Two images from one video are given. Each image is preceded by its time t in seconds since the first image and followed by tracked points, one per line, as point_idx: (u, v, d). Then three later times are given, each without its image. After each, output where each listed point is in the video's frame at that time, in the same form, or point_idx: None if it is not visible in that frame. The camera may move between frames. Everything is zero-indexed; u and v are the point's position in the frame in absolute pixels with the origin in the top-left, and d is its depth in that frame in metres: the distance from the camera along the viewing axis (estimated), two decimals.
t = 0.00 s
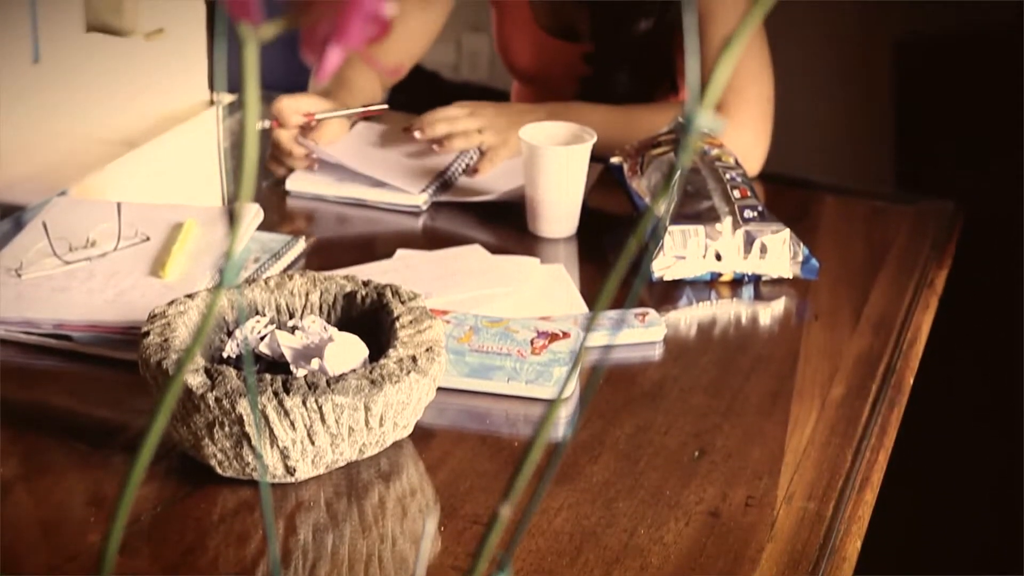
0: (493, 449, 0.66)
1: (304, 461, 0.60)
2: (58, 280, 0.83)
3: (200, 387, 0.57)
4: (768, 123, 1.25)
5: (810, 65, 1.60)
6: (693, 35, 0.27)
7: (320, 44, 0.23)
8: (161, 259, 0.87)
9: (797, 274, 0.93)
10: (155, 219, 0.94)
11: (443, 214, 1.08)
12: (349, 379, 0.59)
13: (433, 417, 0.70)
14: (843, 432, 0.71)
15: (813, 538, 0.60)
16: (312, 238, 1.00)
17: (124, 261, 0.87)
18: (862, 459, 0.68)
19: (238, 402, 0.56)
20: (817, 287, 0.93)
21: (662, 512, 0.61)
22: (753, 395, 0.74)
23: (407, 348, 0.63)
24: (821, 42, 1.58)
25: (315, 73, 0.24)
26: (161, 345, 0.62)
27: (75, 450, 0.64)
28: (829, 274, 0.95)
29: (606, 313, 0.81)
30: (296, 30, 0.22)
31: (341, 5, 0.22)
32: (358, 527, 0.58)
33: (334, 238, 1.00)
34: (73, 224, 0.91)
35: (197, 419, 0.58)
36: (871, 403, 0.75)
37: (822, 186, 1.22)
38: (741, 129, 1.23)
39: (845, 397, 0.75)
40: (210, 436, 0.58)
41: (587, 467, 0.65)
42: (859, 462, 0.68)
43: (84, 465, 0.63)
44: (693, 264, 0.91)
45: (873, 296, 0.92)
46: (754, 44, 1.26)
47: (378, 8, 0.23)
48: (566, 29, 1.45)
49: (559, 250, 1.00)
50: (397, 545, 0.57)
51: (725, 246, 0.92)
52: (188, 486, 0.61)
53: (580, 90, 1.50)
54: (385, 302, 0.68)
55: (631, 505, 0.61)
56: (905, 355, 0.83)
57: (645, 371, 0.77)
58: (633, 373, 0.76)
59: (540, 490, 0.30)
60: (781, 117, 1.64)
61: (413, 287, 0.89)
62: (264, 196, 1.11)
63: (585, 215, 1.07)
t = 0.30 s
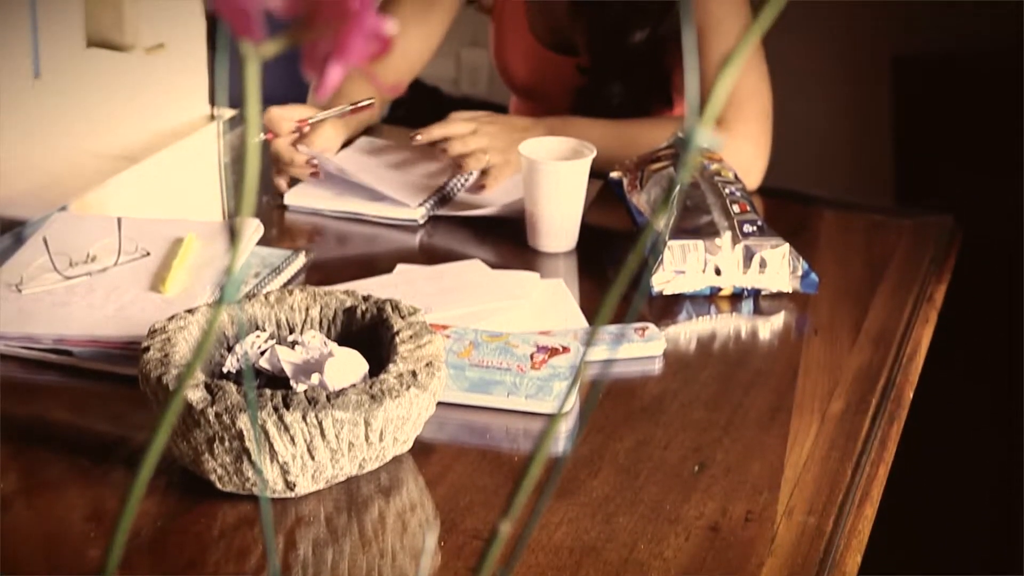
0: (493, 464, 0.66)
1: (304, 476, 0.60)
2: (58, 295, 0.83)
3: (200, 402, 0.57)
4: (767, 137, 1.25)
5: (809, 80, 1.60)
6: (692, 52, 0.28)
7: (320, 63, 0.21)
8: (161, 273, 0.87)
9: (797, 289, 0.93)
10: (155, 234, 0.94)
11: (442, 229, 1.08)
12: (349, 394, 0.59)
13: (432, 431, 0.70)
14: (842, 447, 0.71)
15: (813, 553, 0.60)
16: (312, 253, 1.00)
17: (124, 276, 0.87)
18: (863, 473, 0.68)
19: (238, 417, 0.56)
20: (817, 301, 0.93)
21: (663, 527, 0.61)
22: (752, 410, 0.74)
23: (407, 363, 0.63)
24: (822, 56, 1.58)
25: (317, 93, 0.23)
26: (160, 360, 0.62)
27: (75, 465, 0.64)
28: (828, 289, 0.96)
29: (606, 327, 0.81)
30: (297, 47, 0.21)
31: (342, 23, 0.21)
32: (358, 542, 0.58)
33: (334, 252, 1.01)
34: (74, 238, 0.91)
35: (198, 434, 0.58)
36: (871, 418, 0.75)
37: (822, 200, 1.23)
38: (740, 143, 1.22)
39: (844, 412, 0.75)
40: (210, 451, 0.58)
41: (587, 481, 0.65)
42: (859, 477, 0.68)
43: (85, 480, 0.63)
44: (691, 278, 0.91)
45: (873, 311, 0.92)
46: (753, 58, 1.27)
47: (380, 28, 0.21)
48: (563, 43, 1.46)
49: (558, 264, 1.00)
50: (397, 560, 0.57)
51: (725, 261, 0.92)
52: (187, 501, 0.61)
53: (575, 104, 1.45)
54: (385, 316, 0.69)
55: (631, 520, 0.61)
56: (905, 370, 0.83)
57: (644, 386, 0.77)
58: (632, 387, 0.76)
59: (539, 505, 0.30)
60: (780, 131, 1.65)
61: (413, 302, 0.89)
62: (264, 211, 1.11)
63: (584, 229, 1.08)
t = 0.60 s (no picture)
0: (492, 482, 0.66)
1: (304, 494, 0.60)
2: (58, 313, 0.84)
3: (200, 421, 0.57)
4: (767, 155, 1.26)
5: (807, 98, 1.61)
6: (691, 75, 0.28)
7: (320, 84, 0.22)
8: (161, 292, 0.87)
9: (797, 307, 0.94)
10: (156, 252, 0.95)
11: (442, 247, 1.08)
12: (350, 412, 0.59)
13: (432, 449, 0.70)
14: (843, 465, 0.71)
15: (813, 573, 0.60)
16: (312, 271, 1.00)
17: (125, 294, 0.87)
18: (862, 492, 0.68)
19: (239, 435, 0.56)
20: (816, 319, 0.93)
21: (663, 545, 0.60)
22: (752, 428, 0.74)
23: (407, 382, 0.63)
24: (815, 77, 1.59)
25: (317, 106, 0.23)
26: (160, 378, 0.62)
27: (75, 484, 0.64)
28: (828, 307, 0.96)
29: (606, 345, 0.81)
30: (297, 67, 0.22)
31: (342, 44, 0.21)
32: (358, 560, 0.58)
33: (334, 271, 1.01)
34: (74, 256, 0.92)
35: (198, 453, 0.58)
36: (871, 436, 0.75)
37: (821, 218, 1.23)
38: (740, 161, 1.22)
39: (845, 430, 0.75)
40: (211, 469, 0.58)
41: (587, 499, 0.64)
42: (859, 496, 0.68)
43: (84, 499, 0.63)
44: (691, 296, 0.92)
45: (873, 329, 0.92)
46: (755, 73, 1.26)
47: (379, 50, 0.21)
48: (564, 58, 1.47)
49: (558, 282, 1.00)
50: None
51: (725, 279, 0.92)
52: (186, 520, 0.60)
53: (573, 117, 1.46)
54: (385, 335, 0.69)
55: (631, 538, 0.61)
56: (905, 388, 0.83)
57: (645, 404, 0.77)
58: (632, 405, 0.76)
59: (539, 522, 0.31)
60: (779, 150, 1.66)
61: (413, 320, 0.89)
62: (264, 229, 1.11)
63: (584, 248, 1.08)
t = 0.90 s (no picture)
0: (491, 499, 0.66)
1: (303, 511, 0.59)
2: (59, 330, 0.84)
3: (200, 437, 0.57)
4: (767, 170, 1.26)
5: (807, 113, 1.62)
6: (687, 92, 0.28)
7: (320, 100, 0.22)
8: (162, 308, 0.87)
9: (797, 322, 0.94)
10: (156, 268, 0.95)
11: (442, 263, 1.08)
12: (349, 428, 0.59)
13: (432, 465, 0.70)
14: (842, 480, 0.71)
15: None
16: (312, 287, 1.00)
17: (125, 311, 0.87)
18: (862, 508, 0.68)
19: (238, 451, 0.56)
20: (815, 334, 0.93)
21: (664, 560, 0.60)
22: (751, 444, 0.74)
23: (407, 398, 0.63)
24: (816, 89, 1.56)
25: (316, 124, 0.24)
26: (160, 395, 0.62)
27: (74, 500, 0.64)
28: (828, 322, 0.96)
29: (606, 361, 0.81)
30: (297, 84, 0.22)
31: (340, 63, 0.21)
32: None
33: (334, 286, 1.01)
34: (74, 273, 0.92)
35: (198, 469, 0.58)
36: (871, 452, 0.75)
37: (821, 232, 1.23)
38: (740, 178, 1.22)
39: (845, 444, 0.75)
40: (210, 485, 0.58)
41: (588, 515, 0.64)
42: (859, 510, 0.68)
43: (82, 515, 0.63)
44: (691, 311, 0.92)
45: (872, 343, 0.92)
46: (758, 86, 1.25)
47: (379, 66, 0.22)
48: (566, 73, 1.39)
49: (558, 298, 1.00)
50: None
51: (724, 295, 0.92)
52: (185, 537, 0.60)
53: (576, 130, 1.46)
54: (385, 350, 0.69)
55: (630, 553, 0.61)
56: (905, 402, 0.83)
57: (645, 420, 0.77)
58: (633, 421, 0.76)
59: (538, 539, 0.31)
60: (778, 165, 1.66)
61: (413, 335, 0.89)
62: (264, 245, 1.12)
63: (583, 263, 1.08)
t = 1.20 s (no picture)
0: (491, 518, 0.66)
1: (303, 531, 0.59)
2: (58, 350, 0.84)
3: (200, 458, 0.57)
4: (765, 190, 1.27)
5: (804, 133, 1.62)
6: (685, 116, 0.29)
7: (319, 123, 0.21)
8: (161, 329, 0.87)
9: (796, 342, 0.94)
10: (156, 289, 0.95)
11: (441, 282, 1.09)
12: (349, 449, 0.59)
13: (432, 485, 0.70)
14: (842, 500, 0.71)
15: None
16: (312, 307, 1.01)
17: (125, 331, 0.87)
18: (862, 528, 0.68)
19: (238, 472, 0.56)
20: (814, 354, 0.93)
21: None
22: (751, 463, 0.74)
23: (407, 418, 0.63)
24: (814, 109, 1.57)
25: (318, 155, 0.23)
26: (160, 416, 0.62)
27: (74, 521, 0.64)
28: (827, 342, 0.96)
29: (606, 381, 0.81)
30: (296, 111, 0.21)
31: (339, 85, 0.21)
32: None
33: (334, 306, 1.01)
34: (74, 294, 0.92)
35: (198, 490, 0.58)
36: (871, 471, 0.75)
37: (820, 252, 1.24)
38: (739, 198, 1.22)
39: (845, 464, 0.75)
40: (210, 506, 0.58)
41: (588, 535, 0.64)
42: (859, 529, 0.68)
43: (82, 536, 0.63)
44: (690, 331, 0.92)
45: (872, 363, 0.92)
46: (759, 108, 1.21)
47: (379, 90, 0.21)
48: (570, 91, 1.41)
49: (557, 317, 1.00)
50: None
51: (724, 315, 0.92)
52: (184, 558, 0.60)
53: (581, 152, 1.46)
54: (385, 371, 0.69)
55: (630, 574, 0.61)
56: (904, 421, 0.83)
57: (645, 440, 0.77)
58: (633, 441, 0.76)
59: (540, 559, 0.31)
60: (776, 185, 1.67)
61: (412, 355, 0.89)
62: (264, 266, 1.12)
63: (582, 282, 1.08)
